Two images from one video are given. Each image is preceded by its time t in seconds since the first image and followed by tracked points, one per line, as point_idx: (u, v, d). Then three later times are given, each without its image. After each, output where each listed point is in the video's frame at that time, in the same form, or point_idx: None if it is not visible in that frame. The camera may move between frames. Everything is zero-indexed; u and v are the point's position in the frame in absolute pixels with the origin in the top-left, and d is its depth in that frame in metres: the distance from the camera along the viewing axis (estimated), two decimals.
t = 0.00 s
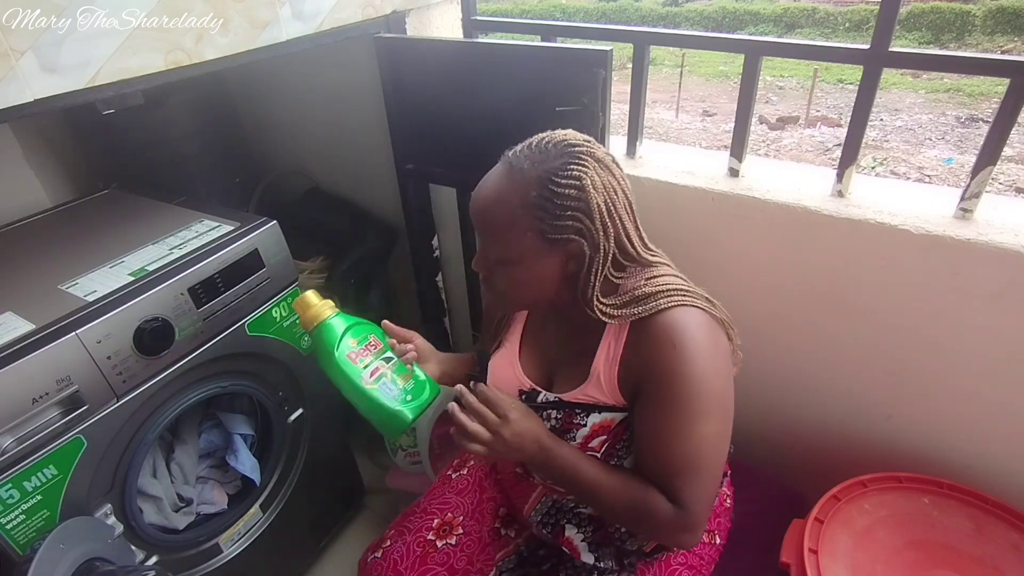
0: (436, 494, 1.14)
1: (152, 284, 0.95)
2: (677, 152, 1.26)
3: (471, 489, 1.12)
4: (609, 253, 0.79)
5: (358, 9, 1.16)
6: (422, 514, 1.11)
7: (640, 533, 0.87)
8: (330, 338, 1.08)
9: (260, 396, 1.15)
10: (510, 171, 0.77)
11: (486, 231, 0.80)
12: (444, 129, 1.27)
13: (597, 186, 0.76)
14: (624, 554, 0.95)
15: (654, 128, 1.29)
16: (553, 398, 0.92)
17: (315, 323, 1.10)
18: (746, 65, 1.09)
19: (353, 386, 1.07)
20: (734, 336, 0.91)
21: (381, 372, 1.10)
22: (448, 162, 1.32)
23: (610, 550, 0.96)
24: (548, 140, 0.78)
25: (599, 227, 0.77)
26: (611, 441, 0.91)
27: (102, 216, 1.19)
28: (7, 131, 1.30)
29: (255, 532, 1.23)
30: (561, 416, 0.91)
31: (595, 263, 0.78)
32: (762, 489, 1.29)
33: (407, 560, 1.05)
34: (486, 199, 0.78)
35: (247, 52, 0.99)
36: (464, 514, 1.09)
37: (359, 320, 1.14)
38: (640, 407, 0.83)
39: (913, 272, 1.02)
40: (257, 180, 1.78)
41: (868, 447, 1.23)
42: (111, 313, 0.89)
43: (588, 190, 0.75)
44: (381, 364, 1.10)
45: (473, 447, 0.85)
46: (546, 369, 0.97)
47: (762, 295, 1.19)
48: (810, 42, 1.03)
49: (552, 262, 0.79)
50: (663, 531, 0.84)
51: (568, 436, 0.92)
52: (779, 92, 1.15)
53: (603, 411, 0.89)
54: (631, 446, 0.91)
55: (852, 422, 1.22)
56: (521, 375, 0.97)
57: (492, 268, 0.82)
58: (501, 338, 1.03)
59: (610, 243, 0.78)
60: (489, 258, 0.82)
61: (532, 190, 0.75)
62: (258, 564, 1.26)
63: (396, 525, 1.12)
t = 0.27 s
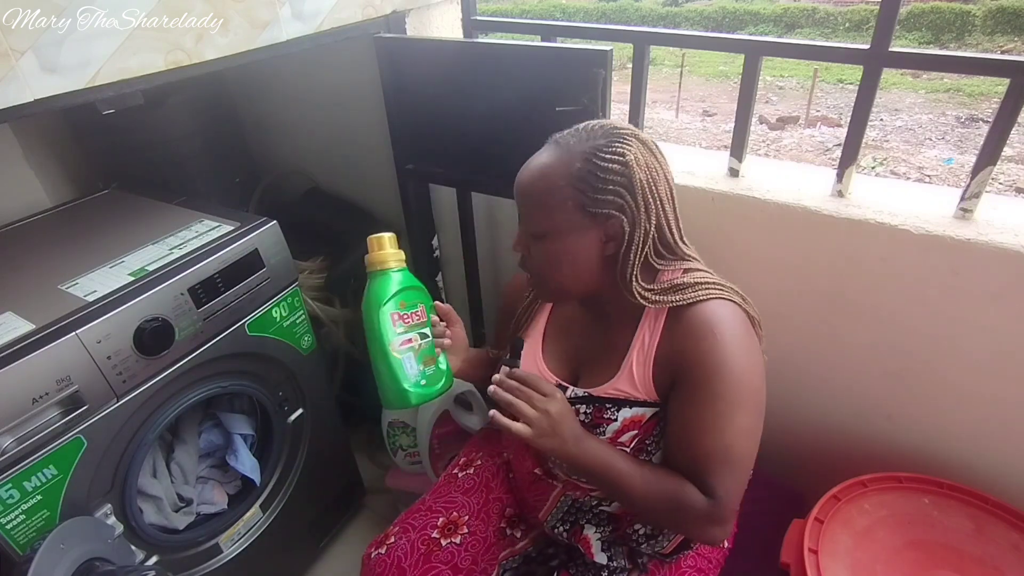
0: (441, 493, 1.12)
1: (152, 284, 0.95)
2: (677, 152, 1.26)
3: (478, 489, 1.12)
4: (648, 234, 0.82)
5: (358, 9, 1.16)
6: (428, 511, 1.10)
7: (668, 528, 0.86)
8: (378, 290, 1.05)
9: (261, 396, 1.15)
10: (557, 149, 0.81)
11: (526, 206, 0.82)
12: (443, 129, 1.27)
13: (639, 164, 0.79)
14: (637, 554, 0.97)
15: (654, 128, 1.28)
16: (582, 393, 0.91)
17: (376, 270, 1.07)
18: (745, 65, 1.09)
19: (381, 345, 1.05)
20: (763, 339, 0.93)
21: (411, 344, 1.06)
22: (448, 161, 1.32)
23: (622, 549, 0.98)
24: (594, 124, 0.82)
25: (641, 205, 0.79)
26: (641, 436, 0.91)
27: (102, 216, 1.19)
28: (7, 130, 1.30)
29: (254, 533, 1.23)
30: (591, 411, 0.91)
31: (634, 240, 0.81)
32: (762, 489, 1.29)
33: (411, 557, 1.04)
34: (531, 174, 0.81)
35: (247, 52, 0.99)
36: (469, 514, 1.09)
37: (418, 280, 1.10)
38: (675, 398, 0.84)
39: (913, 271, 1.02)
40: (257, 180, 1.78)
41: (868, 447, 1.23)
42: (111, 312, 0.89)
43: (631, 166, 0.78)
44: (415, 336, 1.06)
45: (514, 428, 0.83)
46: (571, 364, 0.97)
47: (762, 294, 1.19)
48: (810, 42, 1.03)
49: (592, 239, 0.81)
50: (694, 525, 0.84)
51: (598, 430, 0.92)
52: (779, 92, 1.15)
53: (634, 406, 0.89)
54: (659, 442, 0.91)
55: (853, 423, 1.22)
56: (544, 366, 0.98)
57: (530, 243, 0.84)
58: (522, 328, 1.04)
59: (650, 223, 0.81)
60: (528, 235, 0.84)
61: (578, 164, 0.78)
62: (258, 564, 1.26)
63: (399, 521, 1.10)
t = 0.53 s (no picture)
0: (443, 488, 1.13)
1: (151, 284, 0.95)
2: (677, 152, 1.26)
3: (479, 486, 1.12)
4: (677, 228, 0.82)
5: (358, 9, 1.16)
6: (428, 506, 1.10)
7: (676, 526, 0.87)
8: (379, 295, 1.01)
9: (261, 396, 1.15)
10: (588, 141, 0.82)
11: (555, 196, 0.82)
12: (443, 129, 1.27)
13: (671, 157, 0.79)
14: (642, 554, 0.97)
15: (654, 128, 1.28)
16: (597, 388, 0.91)
17: (370, 277, 1.03)
18: (745, 65, 1.09)
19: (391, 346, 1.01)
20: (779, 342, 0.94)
21: (421, 342, 1.04)
22: (447, 161, 1.32)
23: (626, 548, 0.97)
24: (622, 120, 0.83)
25: (670, 198, 0.80)
26: (654, 434, 0.90)
27: (102, 216, 1.19)
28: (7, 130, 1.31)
29: (254, 533, 1.23)
30: (605, 406, 0.90)
31: (664, 233, 0.81)
32: (761, 489, 1.29)
33: (410, 550, 1.04)
34: (561, 164, 0.81)
35: (247, 52, 0.99)
36: (470, 510, 1.09)
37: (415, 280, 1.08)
38: (689, 397, 0.85)
39: (913, 271, 1.02)
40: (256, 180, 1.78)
41: (869, 447, 1.23)
42: (111, 313, 0.89)
43: (662, 159, 0.79)
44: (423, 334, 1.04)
45: (539, 410, 0.82)
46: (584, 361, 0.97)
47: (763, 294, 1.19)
48: (810, 42, 1.03)
49: (621, 231, 0.81)
50: (702, 524, 0.84)
51: (612, 426, 0.91)
52: (779, 92, 1.15)
53: (648, 404, 0.88)
54: (673, 441, 0.90)
55: (854, 423, 1.22)
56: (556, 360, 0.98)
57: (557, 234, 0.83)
58: (536, 320, 1.05)
59: (679, 217, 0.82)
60: (554, 226, 0.84)
61: (610, 156, 0.79)
62: (258, 564, 1.25)
63: (400, 515, 1.11)
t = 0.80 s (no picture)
0: (443, 487, 1.13)
1: (152, 284, 0.95)
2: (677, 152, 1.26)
3: (480, 486, 1.12)
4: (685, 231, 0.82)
5: (358, 9, 1.16)
6: (428, 505, 1.10)
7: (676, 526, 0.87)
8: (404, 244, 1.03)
9: (261, 396, 1.15)
10: (597, 143, 0.81)
11: (564, 199, 0.81)
12: (443, 129, 1.27)
13: (681, 161, 0.80)
14: (642, 554, 0.97)
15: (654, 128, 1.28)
16: (600, 388, 0.91)
17: (424, 236, 1.01)
18: (745, 65, 1.09)
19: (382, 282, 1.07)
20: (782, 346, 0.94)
21: (393, 301, 1.04)
22: (447, 161, 1.32)
23: (626, 548, 0.97)
24: (630, 123, 0.83)
25: (681, 202, 0.80)
26: (657, 434, 0.90)
27: (102, 216, 1.19)
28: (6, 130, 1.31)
29: (254, 533, 1.23)
30: (608, 406, 0.90)
31: (673, 237, 0.81)
32: (761, 489, 1.29)
33: (410, 549, 1.05)
34: (571, 167, 0.81)
35: (247, 52, 0.99)
36: (470, 510, 1.09)
37: (461, 272, 1.02)
38: (692, 398, 0.85)
39: (914, 272, 1.02)
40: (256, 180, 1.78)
41: (869, 447, 1.23)
42: (111, 313, 0.89)
43: (673, 163, 0.79)
44: (393, 293, 1.04)
45: (545, 402, 0.82)
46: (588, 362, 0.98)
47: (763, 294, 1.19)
48: (811, 42, 1.03)
49: (631, 235, 0.81)
50: (703, 525, 0.84)
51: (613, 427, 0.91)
52: (779, 92, 1.15)
53: (651, 404, 0.89)
54: (676, 441, 0.90)
55: (854, 423, 1.22)
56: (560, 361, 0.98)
57: (566, 238, 0.83)
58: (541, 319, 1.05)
59: (688, 221, 0.82)
60: (563, 228, 0.83)
61: (622, 160, 0.78)
62: (258, 564, 1.25)
63: (400, 514, 1.11)
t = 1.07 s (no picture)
0: (442, 488, 1.12)
1: (152, 284, 0.95)
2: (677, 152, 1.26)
3: (479, 486, 1.12)
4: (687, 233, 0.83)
5: (358, 9, 1.16)
6: (427, 505, 1.10)
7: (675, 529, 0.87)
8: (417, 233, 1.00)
9: (261, 396, 1.15)
10: (594, 151, 0.79)
11: (567, 210, 0.80)
12: (443, 129, 1.27)
13: (679, 163, 0.80)
14: (642, 554, 0.98)
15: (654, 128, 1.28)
16: (599, 391, 0.91)
17: (431, 228, 0.99)
18: (745, 65, 1.09)
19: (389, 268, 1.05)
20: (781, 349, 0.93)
21: (398, 290, 1.02)
22: (447, 161, 1.32)
23: (626, 548, 0.97)
24: (622, 125, 0.82)
25: (682, 205, 0.80)
26: (655, 436, 0.90)
27: (102, 216, 1.19)
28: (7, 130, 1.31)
29: (254, 533, 1.23)
30: (607, 409, 0.90)
31: (677, 240, 0.82)
32: (761, 489, 1.29)
33: (409, 549, 1.05)
34: (574, 176, 0.79)
35: (247, 52, 0.99)
36: (469, 510, 1.09)
37: (465, 266, 1.01)
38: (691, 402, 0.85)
39: (914, 272, 1.02)
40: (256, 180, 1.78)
41: (869, 447, 1.23)
42: (111, 313, 0.89)
43: (673, 166, 0.79)
44: (399, 285, 1.01)
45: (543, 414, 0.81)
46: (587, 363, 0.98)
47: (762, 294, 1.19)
48: (811, 42, 1.03)
49: (636, 241, 0.80)
50: (702, 528, 0.84)
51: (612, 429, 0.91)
52: (779, 92, 1.15)
53: (650, 406, 0.89)
54: (674, 443, 0.90)
55: (854, 423, 1.22)
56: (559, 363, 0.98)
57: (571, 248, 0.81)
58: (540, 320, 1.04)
59: (689, 223, 0.82)
60: (567, 240, 0.82)
61: (623, 167, 0.78)
62: (258, 564, 1.26)
63: (399, 514, 1.10)
